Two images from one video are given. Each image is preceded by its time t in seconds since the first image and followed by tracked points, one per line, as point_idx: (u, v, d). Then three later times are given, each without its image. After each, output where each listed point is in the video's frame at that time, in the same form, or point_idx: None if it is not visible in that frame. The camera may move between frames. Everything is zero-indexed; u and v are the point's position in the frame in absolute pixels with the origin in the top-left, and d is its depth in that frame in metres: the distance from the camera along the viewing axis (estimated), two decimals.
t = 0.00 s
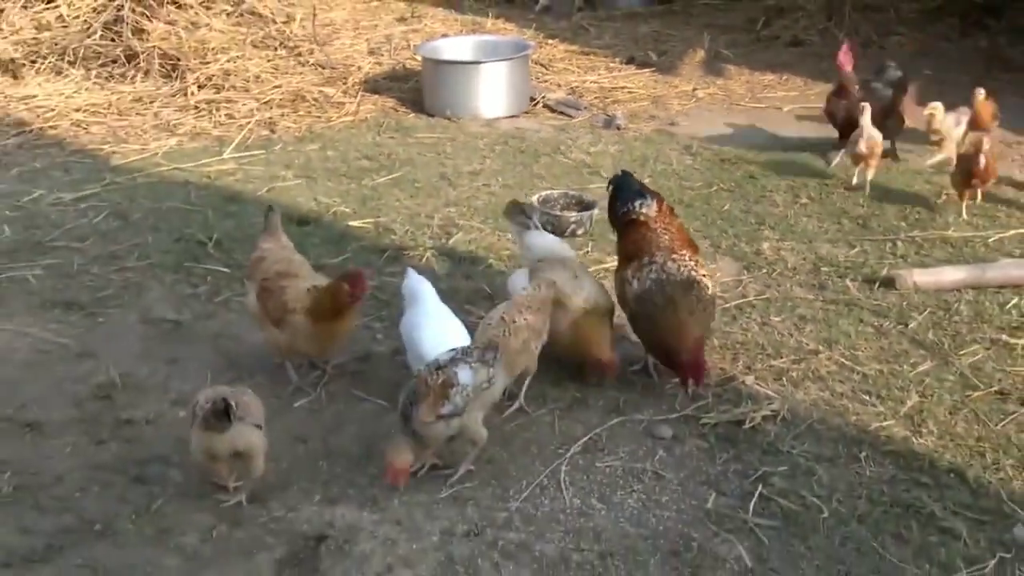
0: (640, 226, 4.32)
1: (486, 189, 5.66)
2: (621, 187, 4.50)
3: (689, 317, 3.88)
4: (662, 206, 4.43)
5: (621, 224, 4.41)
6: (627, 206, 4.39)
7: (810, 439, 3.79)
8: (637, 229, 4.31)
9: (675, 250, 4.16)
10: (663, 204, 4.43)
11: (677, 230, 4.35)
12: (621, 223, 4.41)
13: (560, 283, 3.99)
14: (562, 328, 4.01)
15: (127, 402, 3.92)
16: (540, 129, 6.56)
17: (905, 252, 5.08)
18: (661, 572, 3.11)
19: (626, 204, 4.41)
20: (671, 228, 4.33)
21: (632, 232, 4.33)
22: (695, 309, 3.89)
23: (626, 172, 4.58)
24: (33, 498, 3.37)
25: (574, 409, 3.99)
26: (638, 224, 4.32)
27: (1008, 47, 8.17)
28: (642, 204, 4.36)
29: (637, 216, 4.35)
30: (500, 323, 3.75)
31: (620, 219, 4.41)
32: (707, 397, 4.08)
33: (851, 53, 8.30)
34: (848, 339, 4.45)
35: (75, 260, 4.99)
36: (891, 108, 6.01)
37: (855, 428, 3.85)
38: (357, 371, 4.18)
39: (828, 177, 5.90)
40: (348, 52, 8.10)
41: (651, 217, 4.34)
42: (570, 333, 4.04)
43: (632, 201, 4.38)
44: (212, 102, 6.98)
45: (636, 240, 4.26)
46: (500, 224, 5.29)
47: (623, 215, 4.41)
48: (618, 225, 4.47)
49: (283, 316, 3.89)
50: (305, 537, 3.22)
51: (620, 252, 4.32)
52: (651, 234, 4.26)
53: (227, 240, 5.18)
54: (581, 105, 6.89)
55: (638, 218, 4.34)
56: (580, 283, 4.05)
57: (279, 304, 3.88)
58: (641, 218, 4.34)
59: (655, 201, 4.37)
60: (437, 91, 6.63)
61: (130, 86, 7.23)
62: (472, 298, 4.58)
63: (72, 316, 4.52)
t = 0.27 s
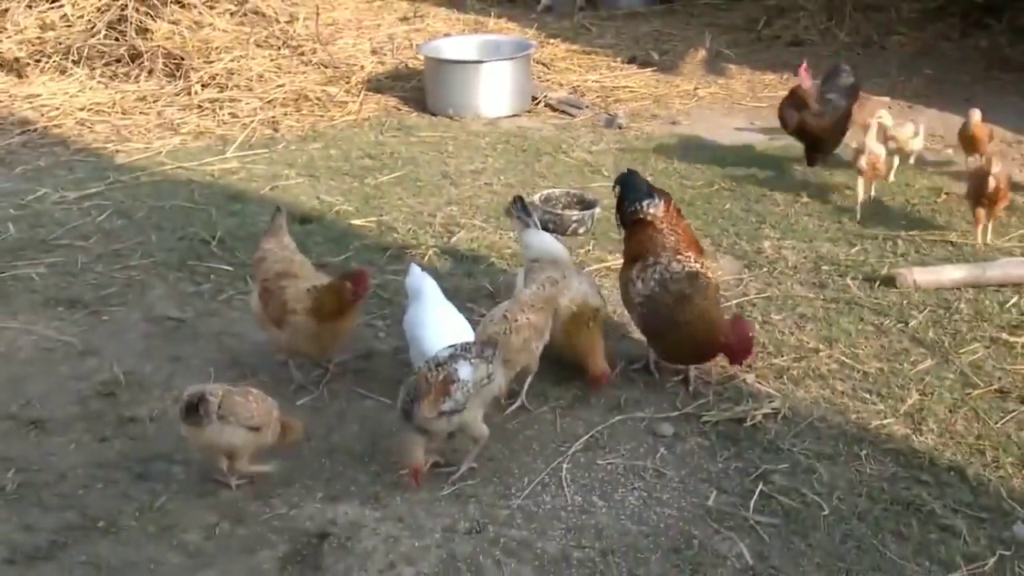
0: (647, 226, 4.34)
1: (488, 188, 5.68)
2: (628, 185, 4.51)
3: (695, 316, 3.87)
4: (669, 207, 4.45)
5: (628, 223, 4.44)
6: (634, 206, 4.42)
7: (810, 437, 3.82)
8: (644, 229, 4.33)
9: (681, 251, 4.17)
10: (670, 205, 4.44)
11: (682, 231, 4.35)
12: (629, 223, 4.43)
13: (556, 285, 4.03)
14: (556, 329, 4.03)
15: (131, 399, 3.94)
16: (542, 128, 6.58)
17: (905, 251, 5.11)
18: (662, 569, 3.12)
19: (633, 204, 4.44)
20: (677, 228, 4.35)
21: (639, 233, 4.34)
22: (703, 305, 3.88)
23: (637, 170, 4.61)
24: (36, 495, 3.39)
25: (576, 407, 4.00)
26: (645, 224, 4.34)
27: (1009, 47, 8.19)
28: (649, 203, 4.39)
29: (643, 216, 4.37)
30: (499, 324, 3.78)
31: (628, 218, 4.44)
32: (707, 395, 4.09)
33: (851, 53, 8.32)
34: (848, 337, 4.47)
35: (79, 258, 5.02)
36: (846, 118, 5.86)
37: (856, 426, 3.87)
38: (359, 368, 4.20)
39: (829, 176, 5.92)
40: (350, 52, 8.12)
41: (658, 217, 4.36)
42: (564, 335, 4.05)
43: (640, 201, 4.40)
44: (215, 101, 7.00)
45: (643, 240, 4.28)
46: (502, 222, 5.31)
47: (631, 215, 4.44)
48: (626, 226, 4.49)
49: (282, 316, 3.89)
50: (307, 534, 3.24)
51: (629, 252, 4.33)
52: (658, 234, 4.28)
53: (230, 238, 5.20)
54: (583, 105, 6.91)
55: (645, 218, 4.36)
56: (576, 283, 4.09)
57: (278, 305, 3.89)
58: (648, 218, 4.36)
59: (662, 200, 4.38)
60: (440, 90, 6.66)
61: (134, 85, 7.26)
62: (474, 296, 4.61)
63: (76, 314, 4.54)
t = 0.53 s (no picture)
0: (647, 227, 4.35)
1: (488, 188, 5.70)
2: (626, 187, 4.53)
3: (710, 313, 3.90)
4: (664, 208, 4.49)
5: (625, 225, 4.43)
6: (632, 208, 4.43)
7: (809, 436, 3.84)
8: (646, 229, 4.34)
9: (687, 249, 4.21)
10: (664, 206, 4.49)
11: (681, 232, 4.41)
12: (626, 226, 4.43)
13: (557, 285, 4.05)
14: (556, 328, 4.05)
15: (133, 398, 3.96)
16: (542, 128, 6.61)
17: (904, 251, 5.13)
18: (661, 567, 3.14)
19: (630, 206, 4.45)
20: (676, 228, 4.39)
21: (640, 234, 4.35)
22: (717, 303, 3.94)
23: (628, 174, 4.61)
24: (39, 494, 3.41)
25: (576, 407, 4.02)
26: (647, 225, 4.36)
27: (1007, 48, 8.21)
28: (648, 204, 4.41)
29: (643, 217, 4.38)
30: (499, 325, 3.80)
31: (625, 220, 4.44)
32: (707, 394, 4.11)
33: (850, 54, 8.35)
34: (847, 337, 4.49)
35: (81, 258, 5.04)
36: (806, 146, 5.51)
37: (855, 426, 3.89)
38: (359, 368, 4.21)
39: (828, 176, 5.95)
40: (351, 52, 8.14)
41: (658, 218, 4.39)
42: (564, 334, 4.07)
43: (638, 203, 4.42)
44: (217, 102, 7.02)
45: (646, 241, 4.29)
46: (503, 222, 5.34)
47: (627, 217, 4.44)
48: (620, 228, 4.50)
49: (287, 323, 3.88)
50: (308, 533, 3.25)
51: (629, 254, 4.32)
52: (660, 234, 4.30)
53: (232, 238, 5.22)
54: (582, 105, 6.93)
55: (646, 219, 4.38)
56: (576, 281, 4.13)
57: (283, 311, 3.88)
58: (648, 219, 4.38)
59: (659, 201, 4.42)
60: (440, 89, 6.69)
61: (136, 85, 7.28)
62: (474, 296, 4.63)
63: (78, 314, 4.56)
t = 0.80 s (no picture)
0: (648, 227, 4.38)
1: (489, 188, 5.73)
2: (629, 189, 4.57)
3: (704, 307, 3.92)
4: (666, 208, 4.53)
5: (626, 226, 4.47)
6: (634, 210, 4.47)
7: (807, 435, 3.86)
8: (647, 230, 4.36)
9: (688, 251, 4.24)
10: (667, 208, 4.53)
11: (682, 232, 4.44)
12: (627, 227, 4.46)
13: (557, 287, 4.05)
14: (557, 325, 4.08)
15: (135, 398, 3.99)
16: (542, 129, 6.64)
17: (902, 251, 5.16)
18: (660, 566, 3.17)
19: (632, 209, 4.49)
20: (677, 230, 4.42)
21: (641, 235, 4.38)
22: (713, 299, 3.96)
23: (629, 175, 4.65)
24: (41, 493, 3.44)
25: (575, 406, 4.05)
26: (648, 225, 4.38)
27: (1005, 49, 8.24)
28: (650, 206, 4.45)
29: (645, 218, 4.42)
30: (497, 322, 3.80)
31: (626, 221, 4.48)
32: (706, 393, 4.13)
33: (848, 55, 8.38)
34: (845, 336, 4.51)
35: (83, 258, 5.07)
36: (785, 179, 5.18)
37: (853, 425, 3.91)
38: (360, 367, 4.24)
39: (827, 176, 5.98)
40: (352, 54, 8.17)
41: (659, 219, 4.42)
42: (565, 334, 4.09)
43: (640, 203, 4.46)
44: (218, 103, 7.06)
45: (647, 241, 4.32)
46: (503, 222, 5.37)
47: (628, 218, 4.48)
48: (621, 228, 4.53)
49: (294, 328, 3.88)
50: (310, 531, 3.28)
51: (630, 254, 4.35)
52: (661, 235, 4.33)
53: (233, 238, 5.25)
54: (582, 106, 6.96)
55: (647, 220, 4.41)
56: (576, 283, 4.12)
57: (291, 316, 3.88)
58: (650, 220, 4.41)
59: (661, 203, 4.45)
60: (441, 91, 6.72)
61: (138, 87, 7.31)
62: (474, 296, 4.65)
63: (79, 314, 4.59)
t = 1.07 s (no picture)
0: (649, 229, 4.39)
1: (488, 188, 5.75)
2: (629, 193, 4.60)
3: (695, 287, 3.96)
4: (667, 212, 4.55)
5: (627, 229, 4.48)
6: (635, 213, 4.48)
7: (806, 434, 3.88)
8: (649, 231, 4.37)
9: (690, 251, 4.24)
10: (668, 211, 4.54)
11: (684, 234, 4.45)
12: (628, 230, 4.47)
13: (559, 287, 4.06)
14: (556, 323, 4.09)
15: (135, 397, 4.00)
16: (542, 129, 6.66)
17: (900, 251, 5.17)
18: (660, 565, 3.18)
19: (632, 213, 4.51)
20: (678, 231, 4.43)
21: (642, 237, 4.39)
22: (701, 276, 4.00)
23: (632, 178, 4.70)
24: (42, 492, 3.45)
25: (575, 406, 4.06)
26: (650, 227, 4.40)
27: (1004, 50, 8.26)
28: (651, 207, 4.47)
29: (646, 220, 4.43)
30: (495, 321, 3.80)
31: (627, 224, 4.49)
32: (706, 394, 4.15)
33: (847, 55, 8.40)
34: (844, 336, 4.53)
35: (84, 258, 5.08)
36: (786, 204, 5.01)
37: (851, 425, 3.93)
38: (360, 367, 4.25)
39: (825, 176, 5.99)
40: (352, 54, 8.19)
41: (660, 221, 4.43)
42: (563, 326, 4.10)
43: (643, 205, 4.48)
44: (219, 103, 7.07)
45: (648, 243, 4.33)
46: (503, 223, 5.38)
47: (630, 222, 4.50)
48: (622, 230, 4.55)
49: (296, 329, 3.89)
50: (310, 531, 3.29)
51: (633, 258, 4.35)
52: (662, 236, 4.33)
53: (233, 238, 5.27)
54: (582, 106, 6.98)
55: (648, 221, 4.42)
56: (577, 283, 4.13)
57: (294, 317, 3.89)
58: (651, 221, 4.42)
59: (662, 205, 4.47)
60: (440, 91, 6.74)
61: (138, 87, 7.33)
62: (474, 296, 4.67)
63: (80, 314, 4.60)
